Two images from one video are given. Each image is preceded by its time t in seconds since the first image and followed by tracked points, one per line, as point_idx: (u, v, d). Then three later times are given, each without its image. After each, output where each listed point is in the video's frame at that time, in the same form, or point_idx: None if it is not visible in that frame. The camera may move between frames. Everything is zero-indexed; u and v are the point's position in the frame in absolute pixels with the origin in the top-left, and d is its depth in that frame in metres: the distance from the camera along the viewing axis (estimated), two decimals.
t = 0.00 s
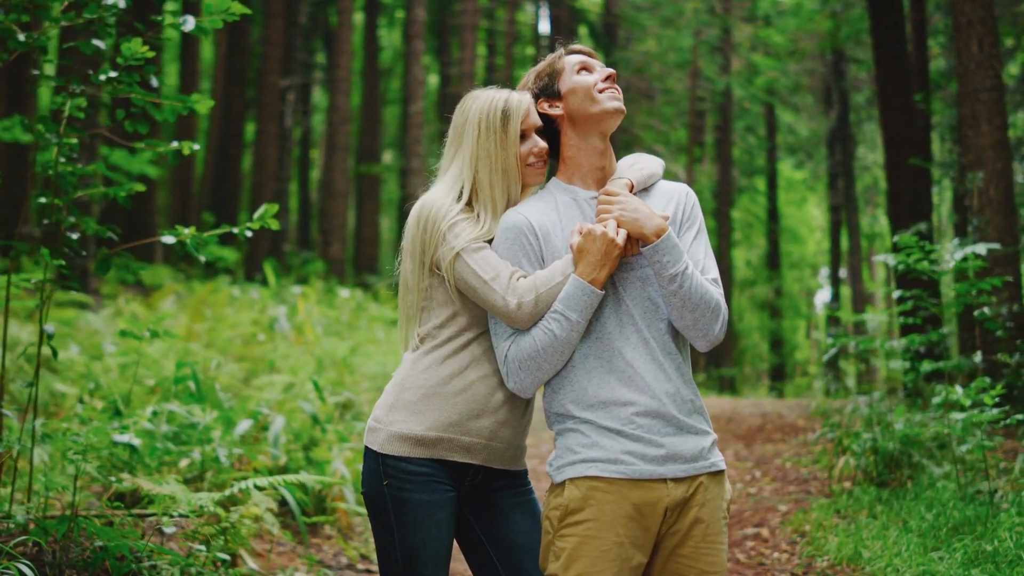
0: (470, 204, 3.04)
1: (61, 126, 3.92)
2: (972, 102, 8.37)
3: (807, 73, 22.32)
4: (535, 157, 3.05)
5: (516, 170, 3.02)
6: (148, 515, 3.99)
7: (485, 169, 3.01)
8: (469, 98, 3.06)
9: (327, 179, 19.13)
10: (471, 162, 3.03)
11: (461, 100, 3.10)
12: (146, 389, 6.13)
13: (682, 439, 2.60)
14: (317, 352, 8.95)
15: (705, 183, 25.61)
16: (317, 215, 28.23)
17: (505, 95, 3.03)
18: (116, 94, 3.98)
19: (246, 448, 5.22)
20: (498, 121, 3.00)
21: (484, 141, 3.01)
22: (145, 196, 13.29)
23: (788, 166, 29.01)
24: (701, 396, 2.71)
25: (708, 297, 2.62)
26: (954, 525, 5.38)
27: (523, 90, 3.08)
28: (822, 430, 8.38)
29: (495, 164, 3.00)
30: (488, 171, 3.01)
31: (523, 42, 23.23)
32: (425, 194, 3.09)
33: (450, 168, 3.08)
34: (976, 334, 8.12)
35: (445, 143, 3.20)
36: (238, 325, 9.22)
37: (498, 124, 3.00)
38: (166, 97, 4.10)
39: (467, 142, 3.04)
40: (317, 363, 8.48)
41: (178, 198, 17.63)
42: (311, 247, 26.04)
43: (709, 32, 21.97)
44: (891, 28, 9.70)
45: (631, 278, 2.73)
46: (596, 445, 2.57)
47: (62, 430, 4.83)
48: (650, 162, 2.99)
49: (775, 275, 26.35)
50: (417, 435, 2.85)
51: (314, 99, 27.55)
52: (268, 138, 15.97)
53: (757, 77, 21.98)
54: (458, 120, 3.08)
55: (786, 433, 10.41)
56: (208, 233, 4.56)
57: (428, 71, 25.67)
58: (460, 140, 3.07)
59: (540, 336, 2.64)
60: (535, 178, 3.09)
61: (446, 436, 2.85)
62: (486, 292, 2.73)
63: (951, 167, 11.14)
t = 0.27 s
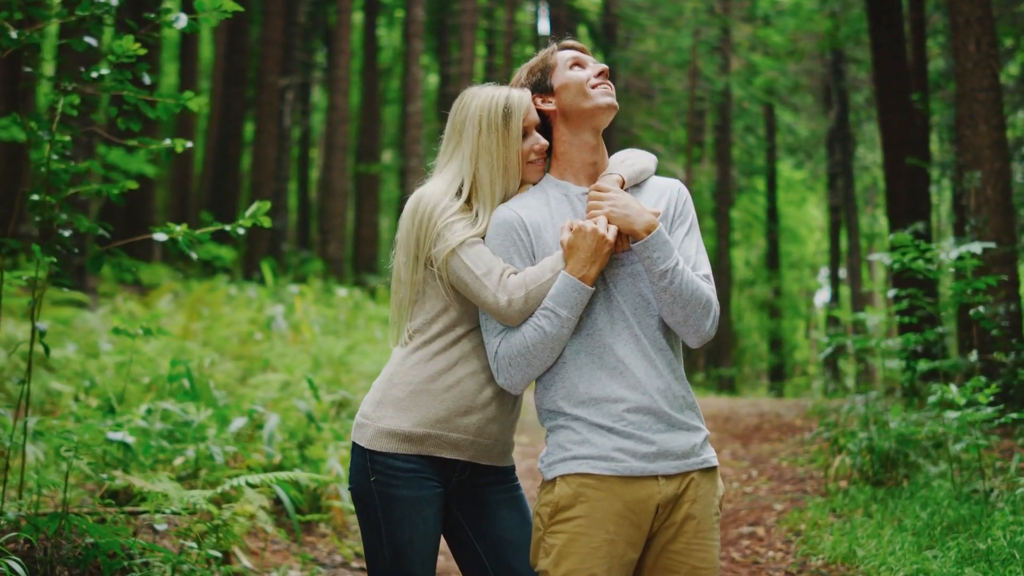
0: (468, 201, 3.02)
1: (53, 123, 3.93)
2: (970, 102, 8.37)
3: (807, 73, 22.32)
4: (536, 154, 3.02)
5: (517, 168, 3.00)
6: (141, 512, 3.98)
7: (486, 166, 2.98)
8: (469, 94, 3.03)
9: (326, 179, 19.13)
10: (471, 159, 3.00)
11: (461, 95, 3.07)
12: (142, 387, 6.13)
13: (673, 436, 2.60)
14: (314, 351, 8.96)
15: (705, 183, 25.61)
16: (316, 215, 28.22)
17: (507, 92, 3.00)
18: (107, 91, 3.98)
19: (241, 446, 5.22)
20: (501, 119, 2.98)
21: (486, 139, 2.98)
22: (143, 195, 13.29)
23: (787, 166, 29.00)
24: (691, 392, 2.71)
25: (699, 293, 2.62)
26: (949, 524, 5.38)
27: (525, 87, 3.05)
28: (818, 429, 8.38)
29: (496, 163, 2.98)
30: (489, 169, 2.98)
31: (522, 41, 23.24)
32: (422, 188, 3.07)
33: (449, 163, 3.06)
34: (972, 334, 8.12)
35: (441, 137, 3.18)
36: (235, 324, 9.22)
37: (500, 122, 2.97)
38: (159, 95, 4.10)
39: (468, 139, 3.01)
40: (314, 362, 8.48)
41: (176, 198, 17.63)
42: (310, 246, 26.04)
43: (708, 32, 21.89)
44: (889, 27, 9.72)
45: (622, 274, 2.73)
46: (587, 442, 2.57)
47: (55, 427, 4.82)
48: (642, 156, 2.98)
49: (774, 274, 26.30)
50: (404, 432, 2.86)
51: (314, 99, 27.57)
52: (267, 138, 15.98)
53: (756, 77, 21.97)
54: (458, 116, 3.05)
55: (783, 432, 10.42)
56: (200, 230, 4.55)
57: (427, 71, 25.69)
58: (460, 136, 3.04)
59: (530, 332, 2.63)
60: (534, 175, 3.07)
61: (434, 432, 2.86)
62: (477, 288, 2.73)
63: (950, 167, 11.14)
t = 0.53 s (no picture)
0: (458, 198, 3.02)
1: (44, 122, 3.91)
2: (967, 102, 8.38)
3: (806, 73, 22.33)
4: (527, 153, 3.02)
5: (508, 166, 2.99)
6: (133, 511, 3.98)
7: (478, 165, 2.98)
8: (462, 91, 3.02)
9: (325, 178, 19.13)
10: (463, 156, 2.99)
11: (454, 92, 3.06)
12: (136, 386, 6.13)
13: (658, 433, 2.60)
14: (311, 350, 8.96)
15: (704, 183, 25.62)
16: (316, 215, 28.24)
17: (501, 91, 3.00)
18: (99, 89, 3.97)
19: (234, 445, 5.21)
20: (494, 118, 2.97)
21: (478, 138, 2.98)
22: (141, 195, 13.29)
23: (786, 166, 29.00)
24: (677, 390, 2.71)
25: (684, 292, 2.61)
26: (943, 523, 5.37)
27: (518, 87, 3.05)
28: (815, 429, 8.38)
29: (488, 162, 2.97)
30: (480, 169, 2.98)
31: (521, 41, 23.26)
32: (413, 183, 3.05)
33: (440, 160, 3.04)
34: (968, 334, 8.13)
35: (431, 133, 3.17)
36: (232, 324, 9.22)
37: (493, 121, 2.97)
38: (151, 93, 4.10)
39: (461, 137, 3.00)
40: (310, 361, 8.48)
41: (174, 197, 17.64)
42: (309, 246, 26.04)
43: (707, 32, 21.89)
44: (887, 27, 9.72)
45: (608, 272, 2.72)
46: (571, 440, 2.57)
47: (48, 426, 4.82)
48: (629, 153, 2.98)
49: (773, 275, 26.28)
50: (389, 430, 2.85)
51: (313, 99, 27.57)
52: (266, 138, 15.99)
53: (755, 77, 21.97)
54: (451, 112, 3.04)
55: (780, 432, 10.42)
56: (192, 229, 4.52)
57: (426, 71, 25.70)
58: (452, 133, 3.03)
59: (515, 330, 2.63)
60: (524, 174, 3.07)
61: (419, 430, 2.86)
62: (463, 286, 2.73)
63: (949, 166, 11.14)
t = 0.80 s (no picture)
0: (440, 199, 3.02)
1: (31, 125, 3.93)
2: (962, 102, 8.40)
3: (804, 73, 22.36)
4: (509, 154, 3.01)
5: (490, 167, 2.99)
6: (123, 512, 3.98)
7: (459, 165, 2.97)
8: (444, 91, 3.02)
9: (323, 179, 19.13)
10: (444, 157, 2.98)
11: (436, 93, 3.07)
12: (129, 387, 6.13)
13: (636, 434, 2.60)
14: (307, 351, 8.96)
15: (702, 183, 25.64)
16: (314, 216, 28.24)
17: (482, 91, 3.00)
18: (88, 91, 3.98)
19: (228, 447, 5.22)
20: (475, 118, 2.97)
21: (460, 138, 2.98)
22: (137, 195, 13.29)
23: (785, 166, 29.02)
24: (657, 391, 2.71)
25: (665, 293, 2.61)
26: (936, 523, 5.36)
27: (500, 88, 3.05)
28: (810, 430, 8.38)
29: (470, 162, 2.97)
30: (461, 169, 2.97)
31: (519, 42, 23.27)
32: (395, 185, 3.06)
33: (422, 160, 3.04)
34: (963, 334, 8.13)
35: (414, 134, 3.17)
36: (228, 325, 9.22)
37: (474, 121, 2.97)
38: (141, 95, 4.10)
39: (442, 138, 3.00)
40: (306, 362, 8.48)
41: (172, 199, 17.64)
42: (307, 247, 26.03)
43: (706, 33, 21.66)
44: (884, 27, 9.72)
45: (589, 273, 2.73)
46: (549, 440, 2.57)
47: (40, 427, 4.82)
48: (612, 154, 2.98)
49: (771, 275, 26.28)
50: (372, 431, 2.86)
51: (311, 100, 27.57)
52: (263, 139, 15.99)
53: (753, 78, 21.97)
54: (432, 114, 3.05)
55: (776, 432, 10.42)
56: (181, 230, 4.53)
57: (425, 71, 25.71)
58: (434, 134, 3.03)
59: (495, 331, 2.63)
60: (507, 175, 3.06)
61: (402, 430, 2.86)
62: (444, 286, 2.73)
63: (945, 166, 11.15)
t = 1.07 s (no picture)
0: (422, 205, 3.02)
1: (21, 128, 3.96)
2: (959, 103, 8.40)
3: (802, 74, 22.36)
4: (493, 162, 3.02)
5: (474, 174, 2.99)
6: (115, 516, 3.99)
7: (443, 171, 2.98)
8: (429, 99, 3.04)
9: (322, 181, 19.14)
10: (428, 164, 2.99)
11: (421, 99, 3.08)
12: (124, 390, 6.14)
13: (613, 441, 2.59)
14: (304, 353, 8.96)
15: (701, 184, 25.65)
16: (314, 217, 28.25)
17: (466, 99, 3.01)
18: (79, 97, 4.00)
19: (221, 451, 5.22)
20: (460, 125, 2.99)
21: (444, 144, 2.99)
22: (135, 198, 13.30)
23: (784, 167, 29.03)
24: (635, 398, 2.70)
25: (644, 301, 2.61)
26: (930, 526, 5.35)
27: (484, 95, 3.06)
28: (805, 432, 8.39)
29: (453, 168, 2.98)
30: (444, 175, 2.98)
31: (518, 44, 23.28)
32: (378, 191, 3.06)
33: (405, 166, 3.05)
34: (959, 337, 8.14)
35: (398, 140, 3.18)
36: (225, 328, 9.21)
37: (459, 128, 2.98)
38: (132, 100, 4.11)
39: (427, 144, 3.01)
40: (303, 364, 8.49)
41: (171, 201, 17.65)
42: (307, 249, 26.04)
43: (705, 33, 21.78)
44: (881, 29, 9.73)
45: (568, 279, 2.72)
46: (525, 445, 2.56)
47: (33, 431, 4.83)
48: (595, 162, 2.98)
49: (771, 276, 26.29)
50: (354, 436, 2.85)
51: (310, 101, 27.60)
52: (262, 141, 16.00)
53: (752, 79, 21.98)
54: (417, 121, 3.06)
55: (773, 434, 10.43)
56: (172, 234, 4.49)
57: (424, 73, 25.72)
58: (418, 140, 3.04)
59: (474, 336, 2.63)
60: (490, 181, 3.06)
61: (383, 436, 2.85)
62: (423, 290, 2.73)
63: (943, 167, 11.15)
